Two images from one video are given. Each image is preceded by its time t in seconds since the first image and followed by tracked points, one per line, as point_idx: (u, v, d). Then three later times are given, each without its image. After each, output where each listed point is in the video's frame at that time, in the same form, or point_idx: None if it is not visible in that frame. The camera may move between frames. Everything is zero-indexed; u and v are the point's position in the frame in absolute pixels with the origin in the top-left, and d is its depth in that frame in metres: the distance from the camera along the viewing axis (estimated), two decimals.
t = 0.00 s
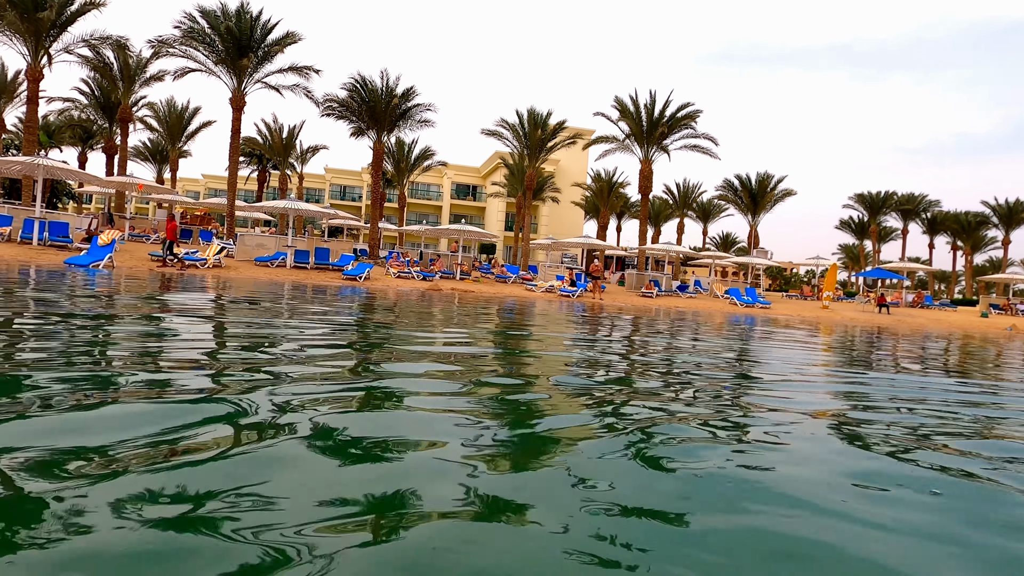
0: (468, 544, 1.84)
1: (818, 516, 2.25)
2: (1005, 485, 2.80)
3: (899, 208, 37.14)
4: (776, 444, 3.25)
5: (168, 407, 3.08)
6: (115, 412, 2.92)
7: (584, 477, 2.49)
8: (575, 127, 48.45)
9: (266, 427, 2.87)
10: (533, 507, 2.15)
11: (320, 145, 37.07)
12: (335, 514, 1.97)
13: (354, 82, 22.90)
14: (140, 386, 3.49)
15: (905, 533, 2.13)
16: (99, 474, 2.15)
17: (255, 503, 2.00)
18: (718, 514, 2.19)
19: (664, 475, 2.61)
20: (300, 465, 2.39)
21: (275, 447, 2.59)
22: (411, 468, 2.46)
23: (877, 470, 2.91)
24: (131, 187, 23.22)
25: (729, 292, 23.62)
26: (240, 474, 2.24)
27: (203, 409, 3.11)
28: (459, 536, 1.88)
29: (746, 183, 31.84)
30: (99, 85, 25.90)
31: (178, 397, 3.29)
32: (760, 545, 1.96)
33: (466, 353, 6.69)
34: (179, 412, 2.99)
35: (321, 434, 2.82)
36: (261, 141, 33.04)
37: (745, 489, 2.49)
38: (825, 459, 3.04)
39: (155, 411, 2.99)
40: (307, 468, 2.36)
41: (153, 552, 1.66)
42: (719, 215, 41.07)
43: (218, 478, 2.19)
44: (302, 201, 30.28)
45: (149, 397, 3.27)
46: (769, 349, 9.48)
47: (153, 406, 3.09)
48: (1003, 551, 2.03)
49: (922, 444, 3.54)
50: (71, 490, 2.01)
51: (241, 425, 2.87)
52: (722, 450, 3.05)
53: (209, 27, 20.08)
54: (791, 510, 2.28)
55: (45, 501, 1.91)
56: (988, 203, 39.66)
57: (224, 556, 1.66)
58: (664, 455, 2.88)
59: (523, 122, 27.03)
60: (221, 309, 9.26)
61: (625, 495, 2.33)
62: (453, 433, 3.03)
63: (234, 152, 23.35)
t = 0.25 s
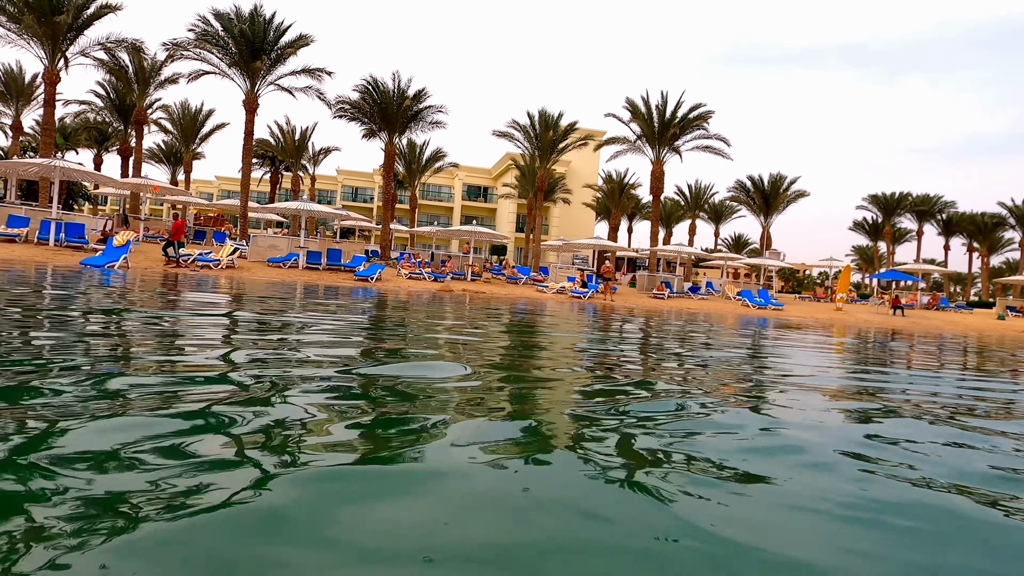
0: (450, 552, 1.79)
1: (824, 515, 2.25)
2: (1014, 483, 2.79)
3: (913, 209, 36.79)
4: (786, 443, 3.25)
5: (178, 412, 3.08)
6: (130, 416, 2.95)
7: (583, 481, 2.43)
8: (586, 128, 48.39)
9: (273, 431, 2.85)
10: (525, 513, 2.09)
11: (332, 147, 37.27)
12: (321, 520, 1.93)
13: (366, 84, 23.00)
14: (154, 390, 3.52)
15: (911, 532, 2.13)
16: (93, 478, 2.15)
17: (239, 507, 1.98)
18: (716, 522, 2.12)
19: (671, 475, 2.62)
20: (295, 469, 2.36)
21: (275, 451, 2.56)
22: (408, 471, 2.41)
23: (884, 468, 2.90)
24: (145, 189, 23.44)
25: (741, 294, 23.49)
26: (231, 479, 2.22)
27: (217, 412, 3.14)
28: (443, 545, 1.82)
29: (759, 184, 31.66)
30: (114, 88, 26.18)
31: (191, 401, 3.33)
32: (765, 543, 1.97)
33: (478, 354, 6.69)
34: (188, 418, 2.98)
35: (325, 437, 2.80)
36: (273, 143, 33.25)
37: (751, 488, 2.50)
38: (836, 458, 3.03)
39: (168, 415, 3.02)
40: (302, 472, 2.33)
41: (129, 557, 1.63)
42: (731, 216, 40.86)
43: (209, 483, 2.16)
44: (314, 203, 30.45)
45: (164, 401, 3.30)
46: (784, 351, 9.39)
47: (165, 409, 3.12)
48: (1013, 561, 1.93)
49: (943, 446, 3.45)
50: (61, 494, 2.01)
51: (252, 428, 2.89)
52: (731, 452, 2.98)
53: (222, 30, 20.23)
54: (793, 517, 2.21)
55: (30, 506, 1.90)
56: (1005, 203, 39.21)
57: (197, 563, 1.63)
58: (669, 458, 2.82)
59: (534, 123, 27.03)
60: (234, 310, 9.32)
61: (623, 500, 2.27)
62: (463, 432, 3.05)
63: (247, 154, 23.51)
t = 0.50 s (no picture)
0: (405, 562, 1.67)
1: (831, 513, 2.22)
2: None
3: (939, 210, 36.21)
4: (798, 445, 3.21)
5: (171, 412, 3.03)
6: (143, 412, 2.99)
7: (567, 488, 2.31)
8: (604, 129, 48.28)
9: (260, 432, 2.78)
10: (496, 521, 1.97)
11: (352, 149, 37.57)
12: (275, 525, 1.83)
13: (385, 87, 23.15)
14: (168, 388, 3.55)
15: (920, 531, 2.10)
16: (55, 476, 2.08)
17: (222, 508, 1.92)
18: (700, 534, 1.97)
19: (677, 474, 2.60)
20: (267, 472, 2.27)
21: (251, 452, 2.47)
22: (383, 478, 2.30)
23: (897, 471, 2.85)
24: (169, 192, 23.79)
25: (762, 296, 23.26)
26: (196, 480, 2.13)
27: (229, 409, 3.16)
28: (399, 554, 1.70)
29: (780, 186, 31.34)
30: (139, 92, 26.62)
31: (204, 398, 3.36)
32: (768, 541, 1.95)
33: (494, 356, 6.67)
34: (179, 417, 2.93)
35: (310, 440, 2.71)
36: (294, 146, 33.59)
37: (758, 487, 2.46)
38: (850, 460, 2.98)
39: (180, 410, 3.05)
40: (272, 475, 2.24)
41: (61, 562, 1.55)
42: (752, 217, 40.51)
43: (172, 484, 2.08)
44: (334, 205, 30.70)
45: (177, 397, 3.34)
46: (806, 355, 9.22)
47: (177, 405, 3.15)
48: None
49: (972, 453, 3.31)
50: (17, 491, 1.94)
51: (262, 425, 2.90)
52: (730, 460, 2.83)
53: (244, 35, 20.49)
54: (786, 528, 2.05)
55: (39, 494, 1.94)
56: None
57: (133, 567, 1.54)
58: (664, 466, 2.69)
59: (552, 125, 27.03)
60: (254, 311, 9.41)
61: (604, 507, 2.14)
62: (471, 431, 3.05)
63: (269, 157, 23.77)
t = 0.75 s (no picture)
0: None
1: (846, 526, 2.25)
2: None
3: (974, 211, 35.37)
4: (819, 453, 3.21)
5: (202, 412, 3.14)
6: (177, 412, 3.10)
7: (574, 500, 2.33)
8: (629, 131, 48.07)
9: (282, 435, 2.86)
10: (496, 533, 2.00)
11: (377, 153, 37.92)
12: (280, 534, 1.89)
13: (411, 92, 23.34)
14: (201, 388, 3.67)
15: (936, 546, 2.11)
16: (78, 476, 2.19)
17: (252, 512, 2.01)
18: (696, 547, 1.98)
19: (694, 481, 2.63)
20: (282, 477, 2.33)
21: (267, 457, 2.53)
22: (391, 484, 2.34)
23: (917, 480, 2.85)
24: (200, 197, 24.28)
25: (790, 299, 22.95)
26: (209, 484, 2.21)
27: (258, 409, 3.26)
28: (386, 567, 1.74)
29: (808, 187, 30.89)
30: (171, 100, 27.22)
31: (235, 399, 3.47)
32: (782, 553, 1.97)
33: (518, 359, 6.71)
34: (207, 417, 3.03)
35: (329, 443, 2.77)
36: (321, 150, 34.03)
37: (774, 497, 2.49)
38: (871, 469, 2.98)
39: (212, 411, 3.16)
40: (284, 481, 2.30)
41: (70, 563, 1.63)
42: (779, 219, 39.99)
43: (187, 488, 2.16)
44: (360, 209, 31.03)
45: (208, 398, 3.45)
46: (835, 359, 9.08)
47: (209, 406, 3.27)
48: None
49: (1000, 462, 3.27)
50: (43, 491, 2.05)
51: (289, 427, 3.00)
52: (741, 470, 2.82)
53: (273, 42, 20.84)
54: (778, 540, 2.07)
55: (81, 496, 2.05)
56: None
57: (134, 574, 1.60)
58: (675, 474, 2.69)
59: (576, 128, 26.99)
60: (283, 314, 9.58)
61: (606, 521, 2.15)
62: (494, 436, 3.11)
63: (296, 162, 24.12)
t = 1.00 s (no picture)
0: None
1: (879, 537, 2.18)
2: None
3: (1007, 212, 34.57)
4: (851, 462, 3.13)
5: (218, 417, 3.16)
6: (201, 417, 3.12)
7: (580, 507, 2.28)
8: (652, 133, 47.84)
9: (294, 439, 2.86)
10: (496, 541, 1.96)
11: (400, 157, 38.19)
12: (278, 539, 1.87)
13: (433, 95, 23.47)
14: (226, 393, 3.69)
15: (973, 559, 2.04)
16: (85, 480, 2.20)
17: (271, 519, 2.01)
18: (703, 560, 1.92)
19: (720, 490, 2.57)
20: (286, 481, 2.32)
21: (275, 460, 2.54)
22: (398, 490, 2.32)
23: (953, 491, 2.76)
24: (226, 201, 24.66)
25: (816, 302, 22.62)
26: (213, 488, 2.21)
27: (280, 415, 3.27)
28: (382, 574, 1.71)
29: (835, 188, 30.45)
30: (198, 105, 27.69)
31: (258, 403, 3.49)
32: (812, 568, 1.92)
33: (541, 362, 6.68)
34: (222, 421, 3.06)
35: (339, 448, 2.77)
36: (345, 154, 34.38)
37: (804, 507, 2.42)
38: (906, 479, 2.89)
39: (235, 416, 3.17)
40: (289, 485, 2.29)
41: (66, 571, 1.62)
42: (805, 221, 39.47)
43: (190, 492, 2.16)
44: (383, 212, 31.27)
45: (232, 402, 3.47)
46: (862, 363, 8.92)
47: (232, 410, 3.28)
48: None
49: None
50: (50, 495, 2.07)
51: (312, 432, 3.00)
52: (756, 478, 2.75)
53: (298, 48, 21.10)
54: (806, 553, 2.01)
55: (105, 500, 2.06)
56: None
57: None
58: (689, 482, 2.63)
59: (598, 130, 26.91)
60: (307, 316, 9.66)
61: (630, 529, 2.12)
62: (517, 443, 3.08)
63: (320, 166, 24.37)
